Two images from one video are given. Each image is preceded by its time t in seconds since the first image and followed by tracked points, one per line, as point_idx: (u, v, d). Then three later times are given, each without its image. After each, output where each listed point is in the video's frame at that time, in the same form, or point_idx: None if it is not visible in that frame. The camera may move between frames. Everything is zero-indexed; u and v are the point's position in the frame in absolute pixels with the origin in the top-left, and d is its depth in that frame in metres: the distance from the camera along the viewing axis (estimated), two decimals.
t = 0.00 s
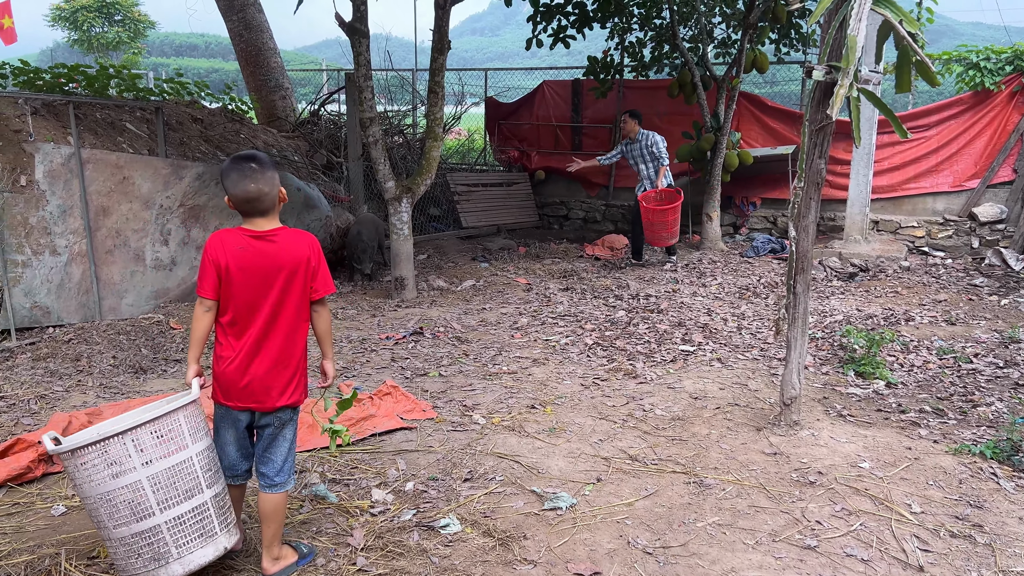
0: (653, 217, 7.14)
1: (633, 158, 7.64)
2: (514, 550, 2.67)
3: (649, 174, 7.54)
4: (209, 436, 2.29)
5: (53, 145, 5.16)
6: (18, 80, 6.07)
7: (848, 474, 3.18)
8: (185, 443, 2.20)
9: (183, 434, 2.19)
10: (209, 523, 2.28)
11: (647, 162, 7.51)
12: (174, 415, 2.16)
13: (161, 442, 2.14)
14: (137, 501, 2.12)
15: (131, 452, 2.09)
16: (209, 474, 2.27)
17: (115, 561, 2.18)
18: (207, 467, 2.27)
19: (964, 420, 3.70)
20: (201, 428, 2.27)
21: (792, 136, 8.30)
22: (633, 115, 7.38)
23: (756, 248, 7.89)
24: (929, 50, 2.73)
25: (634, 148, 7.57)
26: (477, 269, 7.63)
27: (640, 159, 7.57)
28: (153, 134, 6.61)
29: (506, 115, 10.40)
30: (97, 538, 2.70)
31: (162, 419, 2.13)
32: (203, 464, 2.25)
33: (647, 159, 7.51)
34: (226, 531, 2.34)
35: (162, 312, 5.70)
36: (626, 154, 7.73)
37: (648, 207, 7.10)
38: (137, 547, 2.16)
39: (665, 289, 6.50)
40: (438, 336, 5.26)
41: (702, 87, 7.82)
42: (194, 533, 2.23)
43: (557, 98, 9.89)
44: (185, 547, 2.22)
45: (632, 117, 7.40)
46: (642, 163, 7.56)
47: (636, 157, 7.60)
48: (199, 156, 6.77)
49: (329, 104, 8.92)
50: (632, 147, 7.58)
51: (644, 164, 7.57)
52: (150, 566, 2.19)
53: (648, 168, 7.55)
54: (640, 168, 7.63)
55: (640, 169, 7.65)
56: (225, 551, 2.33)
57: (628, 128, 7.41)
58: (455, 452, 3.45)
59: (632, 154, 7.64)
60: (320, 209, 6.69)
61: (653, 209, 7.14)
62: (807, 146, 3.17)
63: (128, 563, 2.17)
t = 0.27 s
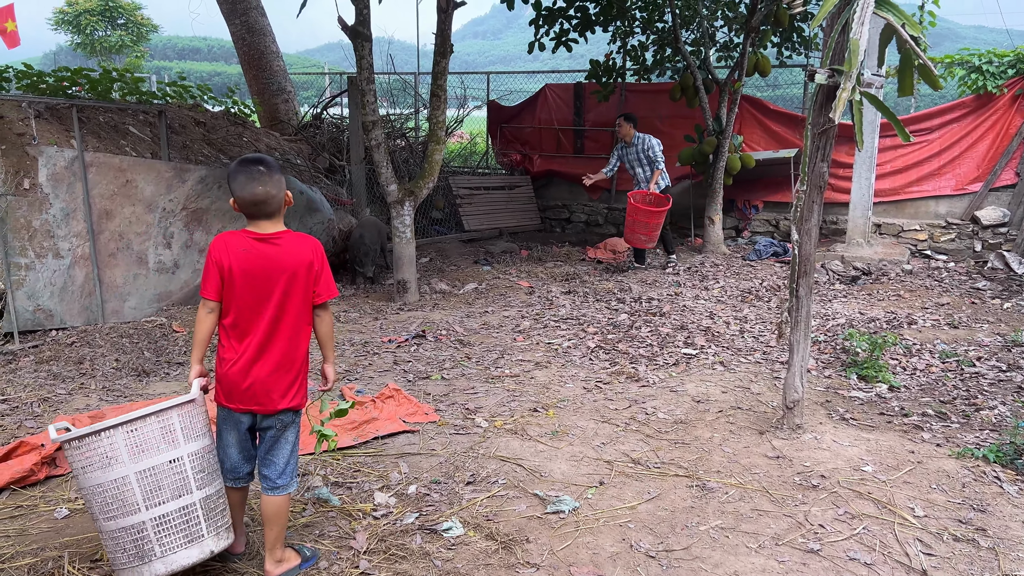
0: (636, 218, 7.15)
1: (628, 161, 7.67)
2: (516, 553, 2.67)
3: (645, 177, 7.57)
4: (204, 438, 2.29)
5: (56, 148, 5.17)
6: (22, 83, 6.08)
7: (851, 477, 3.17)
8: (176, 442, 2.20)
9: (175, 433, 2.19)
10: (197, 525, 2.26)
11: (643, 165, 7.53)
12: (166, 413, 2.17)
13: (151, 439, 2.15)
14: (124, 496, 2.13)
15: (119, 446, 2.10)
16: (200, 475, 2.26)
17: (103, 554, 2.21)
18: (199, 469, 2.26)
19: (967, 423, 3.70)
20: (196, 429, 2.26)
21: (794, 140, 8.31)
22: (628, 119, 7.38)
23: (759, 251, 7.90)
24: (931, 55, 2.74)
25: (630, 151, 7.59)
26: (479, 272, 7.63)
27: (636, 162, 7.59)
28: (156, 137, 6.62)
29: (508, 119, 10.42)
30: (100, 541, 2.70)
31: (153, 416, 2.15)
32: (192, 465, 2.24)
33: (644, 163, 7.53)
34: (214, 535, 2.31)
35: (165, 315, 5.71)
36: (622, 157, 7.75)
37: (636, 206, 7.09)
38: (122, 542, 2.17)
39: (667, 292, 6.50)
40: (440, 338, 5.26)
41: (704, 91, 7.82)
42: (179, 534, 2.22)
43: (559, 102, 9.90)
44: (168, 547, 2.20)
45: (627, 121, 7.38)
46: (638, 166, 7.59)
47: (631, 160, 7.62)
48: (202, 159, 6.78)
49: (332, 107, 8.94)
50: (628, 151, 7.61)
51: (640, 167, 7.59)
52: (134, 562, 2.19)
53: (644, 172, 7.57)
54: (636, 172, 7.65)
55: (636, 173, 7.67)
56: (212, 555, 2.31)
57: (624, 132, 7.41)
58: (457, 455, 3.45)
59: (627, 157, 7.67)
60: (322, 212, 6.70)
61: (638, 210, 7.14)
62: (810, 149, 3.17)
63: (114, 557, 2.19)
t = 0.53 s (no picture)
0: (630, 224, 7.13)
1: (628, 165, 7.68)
2: (517, 556, 2.67)
3: (644, 181, 7.58)
4: (197, 440, 2.28)
5: (58, 150, 5.18)
6: (24, 86, 6.10)
7: (853, 479, 3.17)
8: (167, 443, 2.20)
9: (166, 433, 2.20)
10: (185, 526, 2.25)
11: (643, 169, 7.55)
12: (157, 413, 2.17)
13: (142, 439, 2.16)
14: (113, 493, 2.14)
15: (110, 444, 2.12)
16: (191, 476, 2.26)
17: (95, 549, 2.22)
18: (190, 471, 2.26)
19: (969, 426, 3.69)
20: (191, 431, 2.26)
21: (796, 142, 8.31)
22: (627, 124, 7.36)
23: (760, 253, 7.90)
24: (932, 56, 2.74)
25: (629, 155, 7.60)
26: (480, 274, 7.63)
27: (636, 166, 7.61)
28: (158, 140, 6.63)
29: (510, 121, 10.44)
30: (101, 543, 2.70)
31: (144, 416, 2.15)
32: (184, 466, 2.24)
33: (643, 167, 7.54)
34: (203, 537, 2.30)
35: (166, 317, 5.71)
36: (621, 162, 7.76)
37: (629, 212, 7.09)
38: (111, 539, 2.18)
39: (669, 295, 6.49)
40: (441, 341, 5.26)
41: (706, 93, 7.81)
42: (166, 535, 2.22)
43: (560, 104, 9.91)
44: (154, 547, 2.20)
45: (627, 124, 7.36)
46: (638, 170, 7.60)
47: (631, 164, 7.63)
48: (203, 161, 6.79)
49: (333, 110, 8.95)
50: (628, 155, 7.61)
51: (639, 171, 7.60)
52: (123, 560, 2.19)
53: (644, 176, 7.59)
54: (636, 176, 7.66)
55: (636, 177, 7.68)
56: (200, 557, 2.29)
57: (624, 136, 7.37)
58: (458, 457, 3.45)
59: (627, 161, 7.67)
60: (324, 214, 6.70)
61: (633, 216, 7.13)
62: (811, 151, 3.17)
63: (104, 554, 2.20)
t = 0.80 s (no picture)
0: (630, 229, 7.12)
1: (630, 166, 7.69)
2: (519, 556, 2.67)
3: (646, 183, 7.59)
4: (193, 441, 2.28)
5: (59, 152, 5.18)
6: (25, 87, 6.10)
7: (855, 480, 3.17)
8: (161, 441, 2.21)
9: (160, 432, 2.21)
10: (177, 525, 2.25)
11: (645, 171, 7.55)
12: (151, 412, 2.19)
13: (137, 436, 2.17)
14: (107, 490, 2.17)
15: (105, 441, 2.14)
16: (185, 475, 2.26)
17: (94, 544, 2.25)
18: (184, 470, 2.26)
19: (972, 426, 3.69)
20: (187, 430, 2.27)
21: (797, 142, 8.32)
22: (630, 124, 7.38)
23: (761, 253, 7.90)
24: (934, 56, 2.73)
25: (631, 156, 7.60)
26: (481, 275, 7.63)
27: (638, 168, 7.62)
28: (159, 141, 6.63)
29: (511, 122, 10.45)
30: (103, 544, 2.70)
31: (138, 414, 2.17)
32: (178, 465, 2.24)
33: (645, 169, 7.55)
34: (196, 537, 2.29)
35: (168, 318, 5.72)
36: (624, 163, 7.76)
37: (626, 219, 7.12)
38: (107, 535, 2.20)
39: (670, 295, 6.49)
40: (443, 341, 5.27)
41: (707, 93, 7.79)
42: (158, 533, 2.21)
43: (562, 105, 9.92)
44: (145, 545, 2.20)
45: (629, 125, 7.39)
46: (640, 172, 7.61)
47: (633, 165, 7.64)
48: (205, 162, 6.79)
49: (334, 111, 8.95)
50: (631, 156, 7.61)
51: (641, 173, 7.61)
52: (117, 556, 2.21)
53: (645, 178, 7.60)
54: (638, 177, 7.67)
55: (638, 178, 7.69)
56: (191, 557, 2.28)
57: (626, 137, 7.39)
58: (460, 458, 3.45)
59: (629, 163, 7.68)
60: (325, 215, 6.70)
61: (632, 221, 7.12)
62: (812, 151, 3.17)
63: (100, 549, 2.22)
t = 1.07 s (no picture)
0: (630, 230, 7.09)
1: (636, 167, 7.66)
2: (519, 556, 2.67)
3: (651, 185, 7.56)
4: (188, 439, 2.29)
5: (60, 151, 5.19)
6: (26, 87, 6.11)
7: (855, 479, 3.16)
8: (155, 437, 2.23)
9: (154, 429, 2.23)
10: (167, 522, 2.25)
11: (651, 173, 7.52)
12: (146, 408, 2.22)
13: (131, 432, 2.20)
14: (103, 484, 2.20)
15: (101, 435, 2.19)
16: (177, 472, 2.26)
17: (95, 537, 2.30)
18: (178, 468, 2.27)
19: (972, 425, 3.68)
20: (181, 428, 2.28)
21: (797, 141, 8.32)
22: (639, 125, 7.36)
23: (762, 252, 7.89)
24: (934, 55, 2.73)
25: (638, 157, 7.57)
26: (482, 274, 7.63)
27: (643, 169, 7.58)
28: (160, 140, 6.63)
29: (511, 121, 10.45)
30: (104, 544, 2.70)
31: (133, 410, 2.21)
32: (170, 462, 2.25)
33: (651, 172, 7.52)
34: (188, 535, 2.28)
35: (168, 318, 5.72)
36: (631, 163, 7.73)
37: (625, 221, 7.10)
38: (103, 528, 2.23)
39: (671, 295, 6.49)
40: (443, 341, 5.26)
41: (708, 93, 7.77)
42: (148, 528, 2.22)
43: (562, 104, 9.92)
44: (136, 540, 2.21)
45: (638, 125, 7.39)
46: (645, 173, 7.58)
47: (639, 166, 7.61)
48: (205, 162, 6.79)
49: (334, 110, 8.95)
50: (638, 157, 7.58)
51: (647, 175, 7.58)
52: (111, 550, 2.23)
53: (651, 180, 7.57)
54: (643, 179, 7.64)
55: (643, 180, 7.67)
56: (181, 555, 2.27)
57: (635, 137, 7.39)
58: (460, 457, 3.45)
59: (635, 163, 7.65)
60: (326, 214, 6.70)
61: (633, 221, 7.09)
62: (813, 150, 3.16)
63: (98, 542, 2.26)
